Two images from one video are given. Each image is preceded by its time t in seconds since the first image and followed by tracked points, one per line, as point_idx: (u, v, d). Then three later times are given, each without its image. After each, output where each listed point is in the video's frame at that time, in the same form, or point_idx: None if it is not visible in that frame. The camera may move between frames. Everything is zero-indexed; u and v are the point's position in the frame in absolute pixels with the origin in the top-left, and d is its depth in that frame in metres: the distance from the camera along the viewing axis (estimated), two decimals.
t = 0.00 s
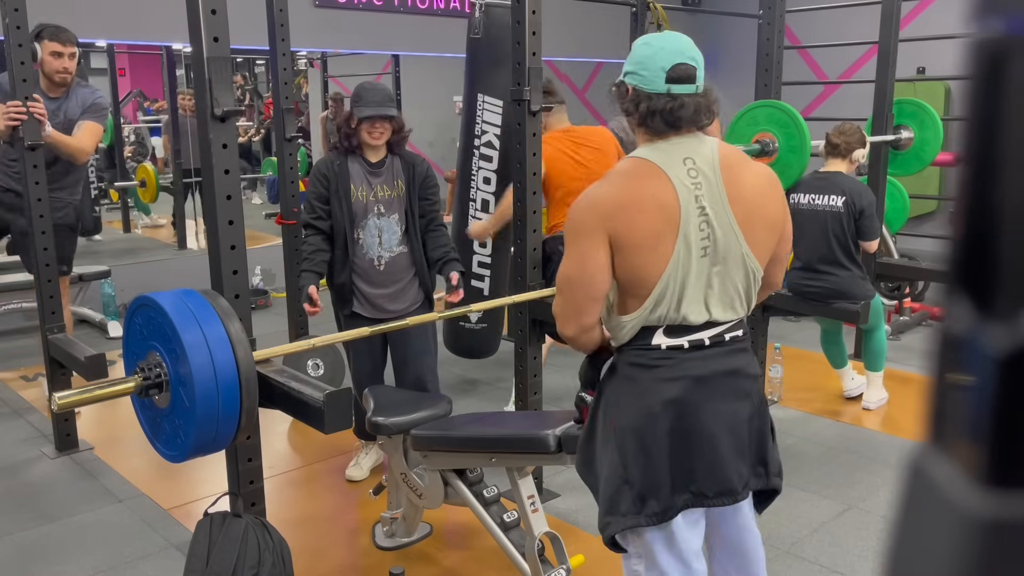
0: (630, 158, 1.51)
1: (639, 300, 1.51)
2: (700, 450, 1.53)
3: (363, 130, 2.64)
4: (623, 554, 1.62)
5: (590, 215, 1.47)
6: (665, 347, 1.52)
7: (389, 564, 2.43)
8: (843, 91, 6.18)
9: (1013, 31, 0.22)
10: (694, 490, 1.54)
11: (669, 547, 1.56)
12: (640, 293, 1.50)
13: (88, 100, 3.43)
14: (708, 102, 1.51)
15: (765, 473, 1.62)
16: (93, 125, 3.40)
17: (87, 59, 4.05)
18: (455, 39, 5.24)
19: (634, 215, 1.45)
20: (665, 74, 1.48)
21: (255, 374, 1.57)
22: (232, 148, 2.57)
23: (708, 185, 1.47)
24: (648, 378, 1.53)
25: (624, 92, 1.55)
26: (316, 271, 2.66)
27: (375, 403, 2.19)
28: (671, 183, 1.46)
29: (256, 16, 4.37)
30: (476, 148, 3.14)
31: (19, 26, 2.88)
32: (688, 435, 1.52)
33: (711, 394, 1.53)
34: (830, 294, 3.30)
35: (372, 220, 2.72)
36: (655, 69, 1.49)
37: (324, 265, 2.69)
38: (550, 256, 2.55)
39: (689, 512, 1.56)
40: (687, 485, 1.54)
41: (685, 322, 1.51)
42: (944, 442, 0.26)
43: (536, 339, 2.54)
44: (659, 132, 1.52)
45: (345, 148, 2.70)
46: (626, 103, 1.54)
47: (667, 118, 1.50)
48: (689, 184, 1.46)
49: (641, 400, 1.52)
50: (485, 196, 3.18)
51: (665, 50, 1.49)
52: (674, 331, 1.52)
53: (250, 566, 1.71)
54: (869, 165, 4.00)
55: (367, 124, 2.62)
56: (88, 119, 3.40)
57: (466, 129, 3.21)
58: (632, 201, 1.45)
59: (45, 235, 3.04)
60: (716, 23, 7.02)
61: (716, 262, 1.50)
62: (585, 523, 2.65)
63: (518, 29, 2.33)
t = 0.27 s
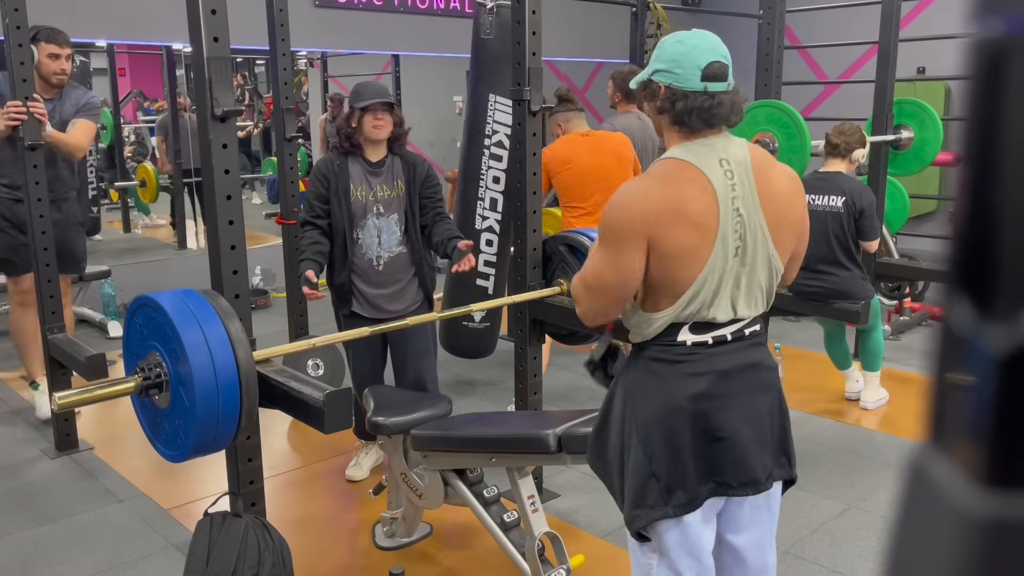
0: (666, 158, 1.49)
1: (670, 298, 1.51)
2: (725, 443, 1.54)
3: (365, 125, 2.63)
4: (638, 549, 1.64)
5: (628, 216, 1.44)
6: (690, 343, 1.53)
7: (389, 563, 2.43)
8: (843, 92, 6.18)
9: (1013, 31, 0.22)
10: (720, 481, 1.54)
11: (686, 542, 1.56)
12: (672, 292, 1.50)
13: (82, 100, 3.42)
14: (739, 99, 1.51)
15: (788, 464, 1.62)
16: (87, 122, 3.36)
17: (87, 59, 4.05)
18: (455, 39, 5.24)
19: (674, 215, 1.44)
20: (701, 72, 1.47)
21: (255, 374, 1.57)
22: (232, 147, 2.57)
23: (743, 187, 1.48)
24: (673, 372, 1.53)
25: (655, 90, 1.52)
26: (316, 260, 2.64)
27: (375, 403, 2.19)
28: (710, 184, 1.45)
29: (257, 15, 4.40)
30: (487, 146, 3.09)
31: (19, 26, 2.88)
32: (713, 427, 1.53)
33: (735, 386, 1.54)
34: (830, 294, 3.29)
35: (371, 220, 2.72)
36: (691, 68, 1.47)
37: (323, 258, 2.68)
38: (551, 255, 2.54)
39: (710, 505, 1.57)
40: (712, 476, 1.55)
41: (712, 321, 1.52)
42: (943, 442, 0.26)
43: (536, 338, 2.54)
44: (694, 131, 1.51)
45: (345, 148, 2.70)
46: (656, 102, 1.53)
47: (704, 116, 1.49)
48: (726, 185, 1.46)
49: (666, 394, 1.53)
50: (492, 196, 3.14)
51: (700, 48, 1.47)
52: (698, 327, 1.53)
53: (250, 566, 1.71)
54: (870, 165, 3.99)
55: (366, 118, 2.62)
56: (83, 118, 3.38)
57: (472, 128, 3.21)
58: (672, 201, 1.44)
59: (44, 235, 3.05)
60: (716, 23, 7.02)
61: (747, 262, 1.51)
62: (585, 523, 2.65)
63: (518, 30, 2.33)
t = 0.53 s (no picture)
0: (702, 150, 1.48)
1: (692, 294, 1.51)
2: (741, 440, 1.54)
3: (372, 123, 2.63)
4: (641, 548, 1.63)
5: (655, 197, 1.44)
6: (710, 341, 1.52)
7: (389, 563, 2.43)
8: (843, 92, 6.18)
9: (1013, 31, 0.22)
10: (734, 478, 1.55)
11: (696, 538, 1.55)
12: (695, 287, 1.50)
13: (85, 100, 3.43)
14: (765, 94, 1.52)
15: (793, 459, 1.65)
16: (91, 121, 3.37)
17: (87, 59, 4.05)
18: (455, 38, 5.24)
19: (707, 208, 1.44)
20: (727, 68, 1.47)
21: (255, 374, 1.57)
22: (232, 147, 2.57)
23: (775, 190, 1.48)
24: (692, 369, 1.52)
25: (680, 91, 1.52)
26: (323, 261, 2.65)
27: (375, 403, 2.19)
28: (744, 182, 1.45)
29: (257, 15, 4.40)
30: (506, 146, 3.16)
31: (19, 26, 2.88)
32: (728, 424, 1.53)
33: (752, 384, 1.55)
34: (830, 294, 3.29)
35: (373, 220, 2.72)
36: (718, 64, 1.46)
37: (327, 258, 2.68)
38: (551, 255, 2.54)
39: (722, 502, 1.57)
40: (726, 473, 1.55)
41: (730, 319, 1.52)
42: (943, 443, 0.26)
43: (536, 339, 2.54)
44: (725, 127, 1.51)
45: (346, 148, 2.70)
46: (682, 101, 1.53)
47: (735, 109, 1.49)
48: (760, 185, 1.46)
49: (684, 391, 1.52)
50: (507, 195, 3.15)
51: (724, 45, 1.47)
52: (717, 325, 1.52)
53: (250, 566, 1.71)
54: (870, 165, 3.99)
55: (373, 118, 2.61)
56: (86, 117, 3.38)
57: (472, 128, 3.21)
58: (707, 194, 1.43)
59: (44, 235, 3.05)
60: (716, 23, 7.02)
61: (770, 264, 1.51)
62: (585, 523, 2.65)
63: (518, 30, 2.33)
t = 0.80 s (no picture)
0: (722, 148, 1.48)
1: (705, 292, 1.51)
2: (749, 437, 1.55)
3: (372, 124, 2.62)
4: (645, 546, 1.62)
5: (674, 191, 1.44)
6: (719, 339, 1.53)
7: (389, 563, 2.43)
8: (843, 92, 6.18)
9: (1012, 31, 0.22)
10: (743, 474, 1.55)
11: (701, 536, 1.56)
12: (708, 285, 1.50)
13: (92, 99, 3.44)
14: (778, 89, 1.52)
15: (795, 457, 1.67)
16: (95, 123, 3.40)
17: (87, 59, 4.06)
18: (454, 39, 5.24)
19: (726, 206, 1.43)
20: (744, 64, 1.47)
21: (255, 374, 1.57)
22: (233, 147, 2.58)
23: (792, 193, 1.48)
24: (702, 367, 1.52)
25: (696, 88, 1.51)
26: (328, 266, 2.67)
27: (375, 403, 2.19)
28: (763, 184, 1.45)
29: (256, 15, 4.40)
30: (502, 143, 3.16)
31: (19, 26, 2.89)
32: (737, 421, 1.54)
33: (760, 381, 1.55)
34: (829, 294, 3.29)
35: (374, 219, 2.72)
36: (734, 60, 1.46)
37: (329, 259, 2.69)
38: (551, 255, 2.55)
39: (729, 499, 1.58)
40: (735, 470, 1.55)
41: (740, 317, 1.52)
42: (943, 443, 0.26)
43: (536, 339, 2.54)
44: (741, 124, 1.50)
45: (347, 149, 2.70)
46: (698, 99, 1.52)
47: (753, 105, 1.48)
48: (777, 187, 1.46)
49: (695, 389, 1.52)
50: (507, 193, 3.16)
51: (739, 41, 1.47)
52: (726, 323, 1.53)
53: (250, 566, 1.71)
54: (870, 165, 3.99)
55: (377, 120, 2.60)
56: (90, 117, 3.39)
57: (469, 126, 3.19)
58: (727, 192, 1.43)
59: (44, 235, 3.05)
60: (716, 23, 7.01)
61: (782, 266, 1.51)
62: (585, 523, 2.65)
63: (518, 29, 2.33)
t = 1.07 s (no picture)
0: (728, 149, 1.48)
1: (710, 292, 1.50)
2: (751, 437, 1.56)
3: (371, 124, 2.62)
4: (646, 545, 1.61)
5: (682, 192, 1.44)
6: (723, 339, 1.53)
7: (389, 563, 2.43)
8: (843, 92, 6.18)
9: (1012, 31, 0.22)
10: (745, 474, 1.57)
11: (702, 535, 1.56)
12: (714, 286, 1.50)
13: (87, 98, 3.43)
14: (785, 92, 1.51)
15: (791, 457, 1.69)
16: (93, 122, 3.41)
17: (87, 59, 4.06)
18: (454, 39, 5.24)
19: (734, 207, 1.43)
20: (753, 65, 1.46)
21: (255, 374, 1.57)
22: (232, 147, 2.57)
23: (796, 195, 1.50)
24: (706, 367, 1.53)
25: (703, 88, 1.50)
26: (324, 269, 2.69)
27: (375, 403, 2.19)
28: (771, 186, 1.46)
29: (256, 15, 4.40)
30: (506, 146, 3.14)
31: (19, 26, 2.89)
32: (740, 421, 1.55)
33: (762, 381, 1.56)
34: (830, 294, 3.29)
35: (372, 219, 2.72)
36: (743, 61, 1.46)
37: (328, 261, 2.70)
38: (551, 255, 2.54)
39: (730, 499, 1.58)
40: (737, 470, 1.56)
41: (743, 317, 1.52)
42: (943, 443, 0.26)
43: (536, 339, 2.54)
44: (749, 125, 1.50)
45: (346, 149, 2.70)
46: (706, 98, 1.51)
47: (760, 106, 1.48)
48: (784, 188, 1.47)
49: (699, 389, 1.52)
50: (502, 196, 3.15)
51: (748, 42, 1.46)
52: (731, 324, 1.53)
53: (250, 566, 1.72)
54: (870, 165, 3.99)
55: (375, 120, 2.60)
56: (88, 118, 3.40)
57: (471, 123, 3.20)
58: (736, 193, 1.43)
59: (44, 235, 3.05)
60: (716, 23, 7.01)
61: (786, 268, 1.52)
62: (585, 523, 2.65)
63: (518, 29, 2.33)
